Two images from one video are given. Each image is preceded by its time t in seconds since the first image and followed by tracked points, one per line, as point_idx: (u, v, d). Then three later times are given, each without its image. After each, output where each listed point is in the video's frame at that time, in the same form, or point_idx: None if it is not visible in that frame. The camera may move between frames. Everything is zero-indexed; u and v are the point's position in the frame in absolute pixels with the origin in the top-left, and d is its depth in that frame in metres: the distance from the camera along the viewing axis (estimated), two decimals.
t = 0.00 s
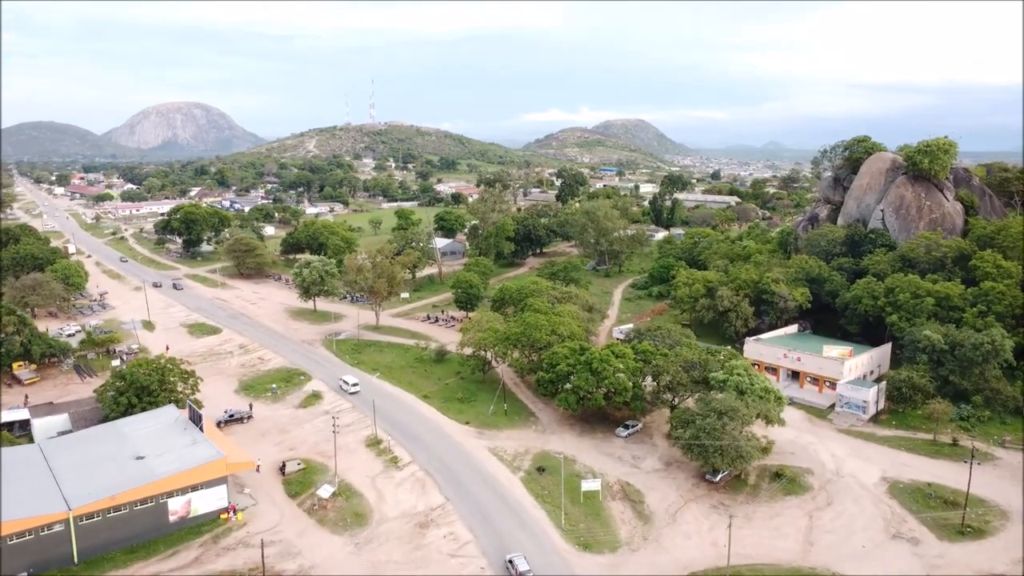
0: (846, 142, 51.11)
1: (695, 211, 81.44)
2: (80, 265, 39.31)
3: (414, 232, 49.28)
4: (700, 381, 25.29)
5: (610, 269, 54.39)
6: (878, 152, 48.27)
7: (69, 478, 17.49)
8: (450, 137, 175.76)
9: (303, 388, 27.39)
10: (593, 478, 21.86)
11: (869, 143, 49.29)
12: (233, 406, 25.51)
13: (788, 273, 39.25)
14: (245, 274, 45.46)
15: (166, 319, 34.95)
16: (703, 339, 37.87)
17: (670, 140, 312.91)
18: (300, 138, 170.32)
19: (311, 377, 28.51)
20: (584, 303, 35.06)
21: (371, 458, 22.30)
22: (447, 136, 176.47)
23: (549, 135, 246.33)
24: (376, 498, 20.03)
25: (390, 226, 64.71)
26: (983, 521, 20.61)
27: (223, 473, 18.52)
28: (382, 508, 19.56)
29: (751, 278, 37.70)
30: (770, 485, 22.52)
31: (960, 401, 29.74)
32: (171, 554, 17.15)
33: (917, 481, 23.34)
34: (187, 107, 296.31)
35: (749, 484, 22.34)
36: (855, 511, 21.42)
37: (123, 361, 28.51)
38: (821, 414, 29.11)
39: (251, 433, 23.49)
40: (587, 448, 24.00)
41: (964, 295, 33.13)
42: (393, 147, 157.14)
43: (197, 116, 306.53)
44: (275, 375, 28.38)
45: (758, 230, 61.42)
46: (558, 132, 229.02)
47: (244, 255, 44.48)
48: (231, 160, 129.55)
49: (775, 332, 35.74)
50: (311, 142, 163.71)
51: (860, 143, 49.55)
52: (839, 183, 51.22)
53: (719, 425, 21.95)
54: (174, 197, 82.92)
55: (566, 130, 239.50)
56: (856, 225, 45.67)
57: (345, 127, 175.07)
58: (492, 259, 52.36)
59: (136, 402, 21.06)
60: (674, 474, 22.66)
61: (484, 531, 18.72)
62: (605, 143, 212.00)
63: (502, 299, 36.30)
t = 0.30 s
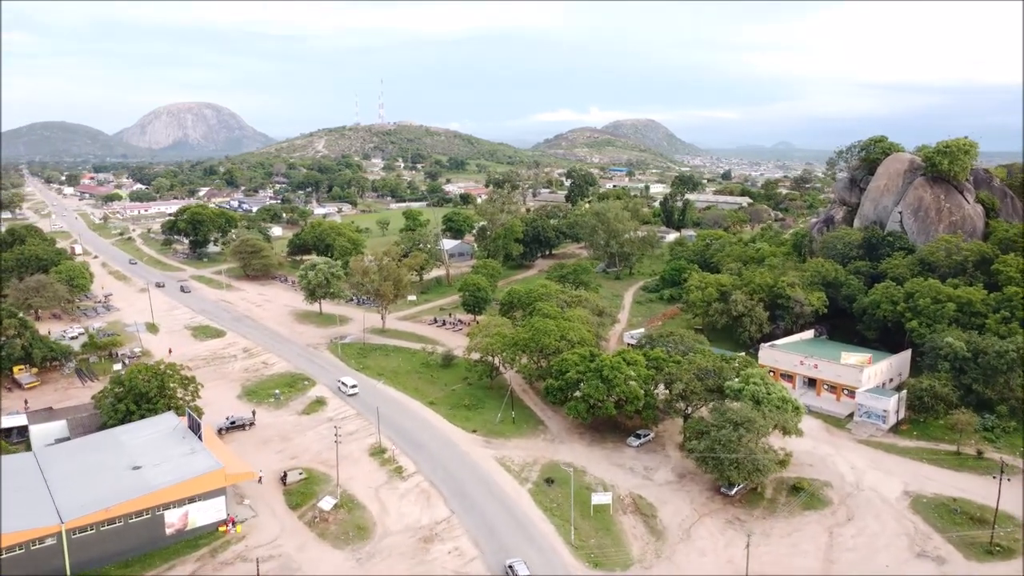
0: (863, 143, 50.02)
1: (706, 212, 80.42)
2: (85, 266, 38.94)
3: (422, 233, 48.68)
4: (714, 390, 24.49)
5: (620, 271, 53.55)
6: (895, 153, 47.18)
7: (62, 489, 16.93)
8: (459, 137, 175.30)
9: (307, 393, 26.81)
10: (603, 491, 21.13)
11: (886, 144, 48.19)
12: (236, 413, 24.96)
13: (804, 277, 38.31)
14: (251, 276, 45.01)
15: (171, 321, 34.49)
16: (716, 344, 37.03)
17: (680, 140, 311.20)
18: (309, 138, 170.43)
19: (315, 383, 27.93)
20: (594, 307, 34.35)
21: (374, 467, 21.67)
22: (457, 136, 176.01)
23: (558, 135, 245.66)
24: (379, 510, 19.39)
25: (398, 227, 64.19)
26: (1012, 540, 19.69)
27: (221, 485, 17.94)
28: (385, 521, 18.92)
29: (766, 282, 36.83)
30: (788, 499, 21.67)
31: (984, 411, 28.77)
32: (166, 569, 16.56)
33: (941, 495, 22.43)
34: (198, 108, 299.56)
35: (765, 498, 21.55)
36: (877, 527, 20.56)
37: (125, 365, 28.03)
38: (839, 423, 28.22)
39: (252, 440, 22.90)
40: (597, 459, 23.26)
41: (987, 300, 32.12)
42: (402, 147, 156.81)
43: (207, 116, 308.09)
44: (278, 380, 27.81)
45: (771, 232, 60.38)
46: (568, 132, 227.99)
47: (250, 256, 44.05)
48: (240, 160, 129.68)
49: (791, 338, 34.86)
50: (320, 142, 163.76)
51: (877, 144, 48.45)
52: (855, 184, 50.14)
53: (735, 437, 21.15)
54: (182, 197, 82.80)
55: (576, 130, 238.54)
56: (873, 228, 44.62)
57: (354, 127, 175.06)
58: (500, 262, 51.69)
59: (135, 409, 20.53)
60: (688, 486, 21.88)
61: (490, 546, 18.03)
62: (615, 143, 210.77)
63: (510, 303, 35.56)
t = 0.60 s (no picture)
0: (881, 143, 48.84)
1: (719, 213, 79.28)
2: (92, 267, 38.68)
3: (431, 234, 48.04)
4: (730, 399, 23.65)
5: (632, 273, 52.71)
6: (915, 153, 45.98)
7: (57, 500, 16.42)
8: (469, 137, 174.85)
9: (311, 399, 26.23)
10: (616, 504, 20.39)
11: (905, 144, 47.00)
12: (239, 419, 24.43)
13: (821, 281, 37.32)
14: (258, 277, 44.64)
15: (177, 323, 34.08)
16: (731, 350, 36.15)
17: (691, 140, 309.06)
18: (320, 138, 170.63)
19: (320, 388, 27.38)
20: (606, 311, 33.58)
21: (379, 478, 21.05)
22: (467, 136, 175.57)
23: (569, 135, 244.75)
24: (384, 523, 18.75)
25: (407, 228, 63.71)
26: None
27: (221, 496, 17.37)
28: (389, 535, 18.27)
29: (783, 287, 35.91)
30: (808, 515, 20.80)
31: (1011, 421, 27.71)
32: None
33: (968, 512, 21.48)
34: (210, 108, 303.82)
35: (784, 514, 20.70)
36: (903, 546, 19.66)
37: (129, 368, 27.62)
38: (859, 434, 27.28)
39: (255, 448, 22.34)
40: (609, 470, 22.50)
41: (1013, 306, 31.02)
42: (412, 147, 156.52)
43: (219, 116, 309.84)
44: (283, 386, 27.27)
45: (786, 234, 59.33)
46: (579, 132, 226.83)
47: (258, 257, 43.69)
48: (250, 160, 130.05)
49: (808, 344, 33.92)
50: (331, 142, 163.94)
51: (896, 144, 47.27)
52: (874, 185, 48.97)
53: (753, 450, 20.33)
54: (193, 197, 82.86)
55: (587, 130, 237.33)
56: (893, 230, 43.47)
57: (365, 127, 175.18)
58: (510, 263, 51.02)
59: (135, 416, 20.04)
60: (704, 500, 21.08)
61: (497, 562, 17.34)
62: (627, 143, 209.45)
63: (520, 306, 34.89)
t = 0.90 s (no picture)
0: (901, 144, 47.69)
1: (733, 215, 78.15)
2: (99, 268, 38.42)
3: (441, 236, 47.45)
4: (748, 410, 22.80)
5: (645, 276, 51.85)
6: (937, 154, 44.78)
7: (52, 512, 15.92)
8: (480, 137, 174.39)
9: (317, 406, 25.66)
10: (629, 519, 19.63)
11: (926, 145, 45.82)
12: (243, 426, 23.88)
13: (840, 285, 36.32)
14: (266, 279, 44.24)
15: (182, 326, 33.68)
16: (747, 356, 35.26)
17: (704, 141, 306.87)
18: (331, 138, 170.79)
19: (326, 394, 26.81)
20: (618, 316, 32.81)
21: (384, 489, 20.41)
22: (478, 136, 175.05)
23: (581, 134, 243.78)
24: (388, 538, 18.11)
25: (417, 229, 63.22)
26: None
27: (220, 509, 16.80)
28: (393, 550, 17.62)
29: (801, 292, 35.01)
30: (831, 533, 19.91)
31: None
32: None
33: (999, 530, 20.50)
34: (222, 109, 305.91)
35: (805, 530, 19.85)
36: (931, 566, 18.73)
37: (133, 372, 27.21)
38: (881, 445, 26.32)
39: (257, 456, 21.78)
40: (622, 482, 21.74)
41: None
42: (423, 147, 156.26)
43: (232, 116, 311.62)
44: (288, 391, 26.75)
45: (802, 236, 58.21)
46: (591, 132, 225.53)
47: (266, 259, 43.29)
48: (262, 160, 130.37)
49: (827, 351, 32.98)
50: (342, 142, 164.12)
51: (916, 145, 46.10)
52: (893, 187, 47.80)
53: (773, 464, 19.49)
54: (204, 197, 82.89)
55: (598, 130, 236.11)
56: (913, 233, 42.34)
57: (376, 127, 175.30)
58: (521, 265, 50.33)
59: (135, 424, 19.54)
60: (720, 515, 20.26)
61: None
62: (638, 143, 208.09)
63: (530, 310, 34.19)
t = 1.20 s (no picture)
0: (922, 144, 46.50)
1: (747, 216, 76.99)
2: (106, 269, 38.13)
3: (450, 237, 46.81)
4: (766, 421, 21.93)
5: (658, 279, 50.96)
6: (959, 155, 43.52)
7: (45, 525, 15.41)
8: (491, 137, 173.87)
9: (321, 412, 25.08)
10: (642, 535, 18.86)
11: (948, 145, 44.59)
12: (245, 433, 23.33)
13: (860, 290, 35.29)
14: (274, 280, 43.83)
15: (188, 329, 33.27)
16: (763, 362, 34.37)
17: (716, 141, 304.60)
18: (343, 138, 170.96)
19: (331, 400, 26.24)
20: (630, 321, 32.00)
21: (389, 501, 19.76)
22: (490, 136, 174.53)
23: (592, 134, 242.50)
24: (391, 553, 17.45)
25: (427, 230, 62.70)
26: None
27: (217, 522, 16.22)
28: (397, 566, 16.96)
29: (819, 297, 34.06)
30: (854, 552, 19.01)
31: None
32: None
33: None
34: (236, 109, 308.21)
35: (826, 549, 19.00)
36: None
37: (136, 377, 26.79)
38: (904, 458, 25.34)
39: (260, 465, 21.21)
40: (634, 495, 20.97)
41: None
42: (434, 147, 155.96)
43: (244, 116, 313.59)
44: (293, 397, 26.19)
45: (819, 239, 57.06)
46: (603, 132, 224.37)
47: (274, 260, 42.88)
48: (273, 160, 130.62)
49: (846, 358, 32.02)
50: (353, 142, 164.21)
51: (938, 145, 44.90)
52: (913, 188, 46.58)
53: (793, 480, 18.64)
54: (214, 197, 82.90)
55: (610, 130, 234.83)
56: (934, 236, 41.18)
57: (387, 127, 175.32)
58: (531, 268, 49.63)
59: (133, 432, 19.02)
60: (738, 532, 19.44)
61: None
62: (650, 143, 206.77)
63: (540, 314, 33.46)
